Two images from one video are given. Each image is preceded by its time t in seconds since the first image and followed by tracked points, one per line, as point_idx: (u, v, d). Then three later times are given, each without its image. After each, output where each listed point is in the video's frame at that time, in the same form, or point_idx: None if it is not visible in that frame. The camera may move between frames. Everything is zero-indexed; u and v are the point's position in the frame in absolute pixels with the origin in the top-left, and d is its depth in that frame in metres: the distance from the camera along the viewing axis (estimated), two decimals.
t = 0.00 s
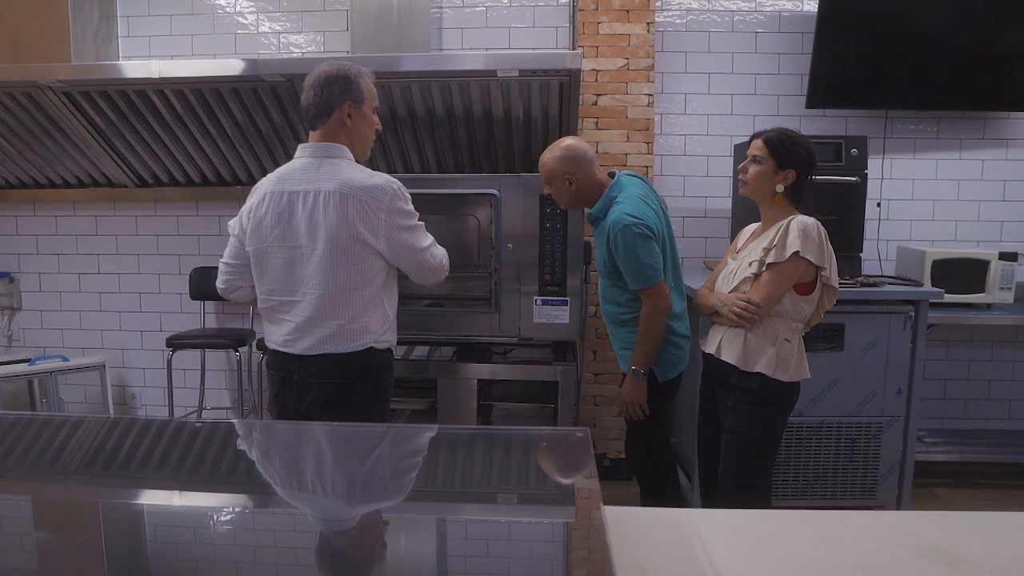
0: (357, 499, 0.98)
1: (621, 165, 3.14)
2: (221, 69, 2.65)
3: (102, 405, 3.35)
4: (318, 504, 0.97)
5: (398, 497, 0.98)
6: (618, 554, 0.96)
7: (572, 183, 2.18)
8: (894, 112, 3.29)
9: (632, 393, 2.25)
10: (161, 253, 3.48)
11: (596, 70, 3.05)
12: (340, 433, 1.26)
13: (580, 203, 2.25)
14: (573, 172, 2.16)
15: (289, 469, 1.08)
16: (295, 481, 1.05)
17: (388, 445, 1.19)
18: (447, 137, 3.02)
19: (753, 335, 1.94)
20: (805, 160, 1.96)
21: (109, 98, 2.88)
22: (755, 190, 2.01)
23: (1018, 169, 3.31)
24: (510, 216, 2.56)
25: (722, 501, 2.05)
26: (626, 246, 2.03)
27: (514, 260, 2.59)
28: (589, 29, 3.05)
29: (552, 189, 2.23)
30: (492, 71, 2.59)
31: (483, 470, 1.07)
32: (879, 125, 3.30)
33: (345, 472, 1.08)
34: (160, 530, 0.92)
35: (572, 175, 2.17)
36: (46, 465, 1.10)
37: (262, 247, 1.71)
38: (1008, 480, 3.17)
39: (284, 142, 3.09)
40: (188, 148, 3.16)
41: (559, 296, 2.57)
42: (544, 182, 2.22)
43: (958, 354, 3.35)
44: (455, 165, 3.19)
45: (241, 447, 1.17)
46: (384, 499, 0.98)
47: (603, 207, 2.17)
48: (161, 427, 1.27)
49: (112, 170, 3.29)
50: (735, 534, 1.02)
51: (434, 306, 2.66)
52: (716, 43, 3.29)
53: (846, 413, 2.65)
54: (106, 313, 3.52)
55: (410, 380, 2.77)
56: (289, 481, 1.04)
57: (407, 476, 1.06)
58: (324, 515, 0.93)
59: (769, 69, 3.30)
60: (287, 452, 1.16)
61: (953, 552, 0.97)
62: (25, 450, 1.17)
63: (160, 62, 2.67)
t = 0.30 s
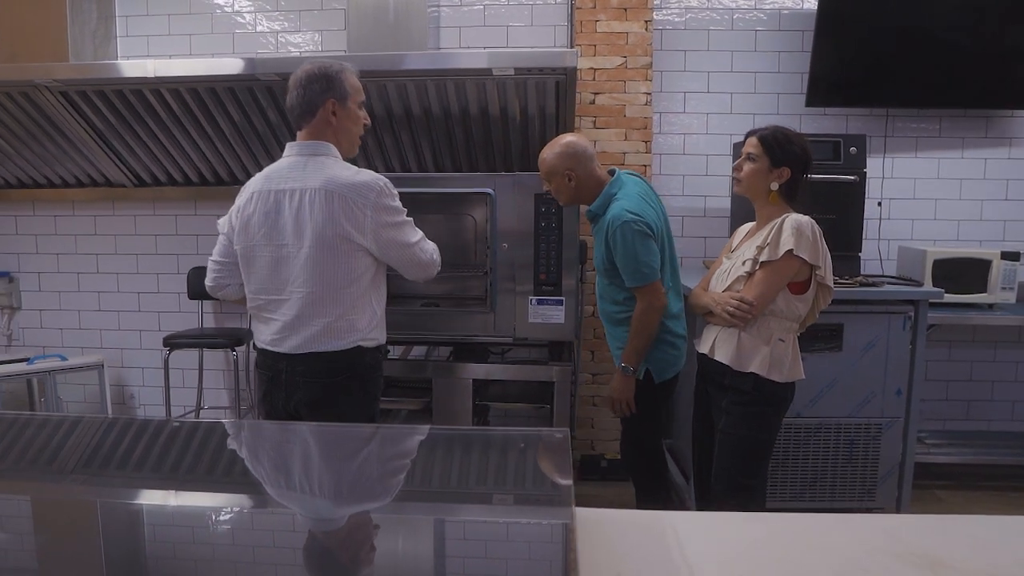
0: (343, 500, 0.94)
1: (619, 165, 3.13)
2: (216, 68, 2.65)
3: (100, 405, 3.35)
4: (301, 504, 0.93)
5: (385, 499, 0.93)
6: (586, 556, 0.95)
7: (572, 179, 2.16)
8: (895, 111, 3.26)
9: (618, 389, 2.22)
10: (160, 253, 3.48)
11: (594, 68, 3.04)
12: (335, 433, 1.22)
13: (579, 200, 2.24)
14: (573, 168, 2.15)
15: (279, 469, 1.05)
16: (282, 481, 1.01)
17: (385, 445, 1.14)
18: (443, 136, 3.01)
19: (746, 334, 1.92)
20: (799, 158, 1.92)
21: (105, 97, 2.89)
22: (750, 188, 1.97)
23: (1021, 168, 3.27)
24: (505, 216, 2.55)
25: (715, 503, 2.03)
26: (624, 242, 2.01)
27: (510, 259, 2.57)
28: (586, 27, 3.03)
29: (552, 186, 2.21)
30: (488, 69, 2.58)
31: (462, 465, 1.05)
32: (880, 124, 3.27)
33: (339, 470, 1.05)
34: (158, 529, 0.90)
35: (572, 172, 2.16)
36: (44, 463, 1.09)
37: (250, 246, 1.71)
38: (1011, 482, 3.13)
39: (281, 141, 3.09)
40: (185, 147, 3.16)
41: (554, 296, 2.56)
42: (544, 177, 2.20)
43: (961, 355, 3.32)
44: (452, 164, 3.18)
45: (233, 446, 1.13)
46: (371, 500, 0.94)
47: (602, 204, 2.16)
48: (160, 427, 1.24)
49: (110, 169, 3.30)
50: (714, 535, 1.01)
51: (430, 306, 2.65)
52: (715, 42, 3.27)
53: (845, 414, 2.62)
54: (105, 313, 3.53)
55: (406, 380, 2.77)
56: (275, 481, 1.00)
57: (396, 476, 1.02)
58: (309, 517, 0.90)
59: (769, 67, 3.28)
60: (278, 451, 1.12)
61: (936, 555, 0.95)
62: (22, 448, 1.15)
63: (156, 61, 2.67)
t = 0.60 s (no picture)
0: (337, 501, 0.94)
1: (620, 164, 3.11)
2: (215, 68, 2.66)
3: (103, 403, 3.37)
4: (296, 506, 0.93)
5: (379, 500, 0.94)
6: (560, 558, 0.94)
7: (581, 174, 2.17)
8: (899, 110, 3.23)
9: (613, 382, 2.19)
10: (162, 252, 3.49)
11: (594, 67, 3.03)
12: (330, 430, 1.19)
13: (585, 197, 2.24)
14: (581, 163, 2.16)
15: (273, 469, 1.04)
16: (275, 481, 1.00)
17: (383, 443, 1.12)
18: (444, 135, 3.01)
19: (743, 335, 1.90)
20: (796, 157, 1.89)
21: (107, 97, 2.90)
22: (747, 188, 1.95)
23: None
24: (503, 216, 2.54)
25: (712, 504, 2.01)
26: (632, 233, 2.03)
27: (508, 259, 2.56)
28: (587, 26, 3.02)
29: (559, 181, 2.22)
30: (486, 69, 2.57)
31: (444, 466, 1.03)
32: (884, 123, 3.24)
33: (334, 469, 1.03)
34: (161, 528, 0.91)
35: (582, 166, 2.16)
36: (45, 463, 1.08)
37: (243, 245, 1.71)
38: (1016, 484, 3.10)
39: (282, 140, 3.10)
40: (187, 147, 3.17)
41: (552, 296, 2.54)
42: (551, 172, 2.22)
43: (966, 356, 3.29)
44: (452, 164, 3.17)
45: (228, 446, 1.11)
46: (365, 501, 0.94)
47: (610, 198, 2.16)
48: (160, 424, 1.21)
49: (113, 168, 3.31)
50: (695, 538, 0.99)
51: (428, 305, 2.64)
52: (717, 41, 3.25)
53: (845, 415, 2.60)
54: (108, 312, 3.54)
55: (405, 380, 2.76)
56: (269, 481, 1.00)
57: (390, 478, 1.00)
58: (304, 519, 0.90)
59: (772, 66, 3.25)
60: (273, 451, 1.10)
61: (920, 560, 0.93)
62: (25, 447, 1.13)
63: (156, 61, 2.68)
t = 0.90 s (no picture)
0: (329, 496, 0.94)
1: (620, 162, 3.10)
2: (214, 66, 2.66)
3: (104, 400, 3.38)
4: (290, 502, 0.93)
5: (371, 496, 0.93)
6: (538, 553, 0.93)
7: (590, 174, 2.18)
8: (902, 106, 3.20)
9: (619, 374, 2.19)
10: (164, 250, 3.50)
11: (594, 64, 3.02)
12: (321, 424, 1.18)
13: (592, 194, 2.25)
14: (591, 163, 2.16)
15: (267, 463, 1.04)
16: (269, 476, 1.01)
17: (380, 443, 1.10)
18: (442, 132, 3.01)
19: (741, 331, 1.88)
20: (795, 152, 1.87)
21: (108, 95, 2.91)
22: (745, 185, 1.93)
23: None
24: (500, 213, 2.53)
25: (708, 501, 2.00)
26: (650, 229, 2.05)
27: (505, 256, 2.56)
28: (586, 23, 3.01)
29: (569, 183, 2.22)
30: (484, 65, 2.56)
31: (426, 460, 1.03)
32: (887, 120, 3.22)
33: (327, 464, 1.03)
34: (162, 525, 0.91)
35: (591, 166, 2.17)
36: (45, 459, 1.09)
37: (238, 240, 1.71)
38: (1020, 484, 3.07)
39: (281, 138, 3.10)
40: (188, 145, 3.18)
41: (550, 293, 2.54)
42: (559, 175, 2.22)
43: (969, 355, 3.26)
44: (451, 161, 3.17)
45: (224, 442, 1.11)
46: (357, 497, 0.93)
47: (622, 195, 2.17)
48: (162, 419, 1.21)
49: (114, 166, 3.32)
50: (678, 531, 0.98)
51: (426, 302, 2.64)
52: (718, 38, 3.24)
53: (845, 413, 2.58)
54: (110, 309, 3.56)
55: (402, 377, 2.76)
56: (263, 476, 1.00)
57: (382, 475, 0.99)
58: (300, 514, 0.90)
59: (773, 63, 3.24)
60: (269, 445, 1.10)
61: (906, 556, 0.92)
62: (16, 444, 1.14)
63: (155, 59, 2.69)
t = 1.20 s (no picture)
0: (320, 496, 0.94)
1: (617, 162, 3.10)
2: (210, 66, 2.68)
3: (103, 400, 3.39)
4: (285, 502, 0.93)
5: (362, 495, 0.93)
6: (512, 553, 0.93)
7: (596, 180, 2.20)
8: (900, 106, 3.19)
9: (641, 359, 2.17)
10: (163, 250, 3.51)
11: (591, 64, 3.01)
12: (307, 422, 1.17)
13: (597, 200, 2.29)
14: (597, 170, 2.20)
15: (260, 462, 1.04)
16: (263, 476, 1.01)
17: (372, 439, 1.10)
18: (439, 132, 3.01)
19: (733, 331, 1.86)
20: (789, 151, 1.84)
21: (105, 95, 2.93)
22: (739, 185, 1.90)
23: None
24: (495, 213, 2.53)
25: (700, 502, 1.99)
26: (661, 230, 2.10)
27: (500, 256, 2.56)
28: (583, 23, 3.01)
29: (573, 189, 2.25)
30: (479, 66, 2.57)
31: (404, 459, 1.02)
32: (885, 120, 3.21)
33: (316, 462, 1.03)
34: (161, 524, 0.92)
35: (596, 173, 2.20)
36: (43, 457, 1.09)
37: (231, 239, 1.71)
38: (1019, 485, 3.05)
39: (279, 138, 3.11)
40: (187, 145, 3.19)
41: (544, 293, 2.54)
42: (565, 181, 2.24)
43: (969, 356, 3.25)
44: (449, 162, 3.17)
45: (217, 440, 1.11)
46: (348, 497, 0.93)
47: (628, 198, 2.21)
48: (161, 416, 1.21)
49: (113, 167, 3.34)
50: (655, 530, 0.98)
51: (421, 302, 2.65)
52: (716, 37, 3.23)
53: (841, 414, 2.57)
54: (109, 309, 3.57)
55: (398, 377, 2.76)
56: (256, 476, 1.00)
57: (369, 475, 0.99)
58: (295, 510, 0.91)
59: (771, 62, 3.23)
60: (261, 444, 1.10)
61: (882, 556, 0.91)
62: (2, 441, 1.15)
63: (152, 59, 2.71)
